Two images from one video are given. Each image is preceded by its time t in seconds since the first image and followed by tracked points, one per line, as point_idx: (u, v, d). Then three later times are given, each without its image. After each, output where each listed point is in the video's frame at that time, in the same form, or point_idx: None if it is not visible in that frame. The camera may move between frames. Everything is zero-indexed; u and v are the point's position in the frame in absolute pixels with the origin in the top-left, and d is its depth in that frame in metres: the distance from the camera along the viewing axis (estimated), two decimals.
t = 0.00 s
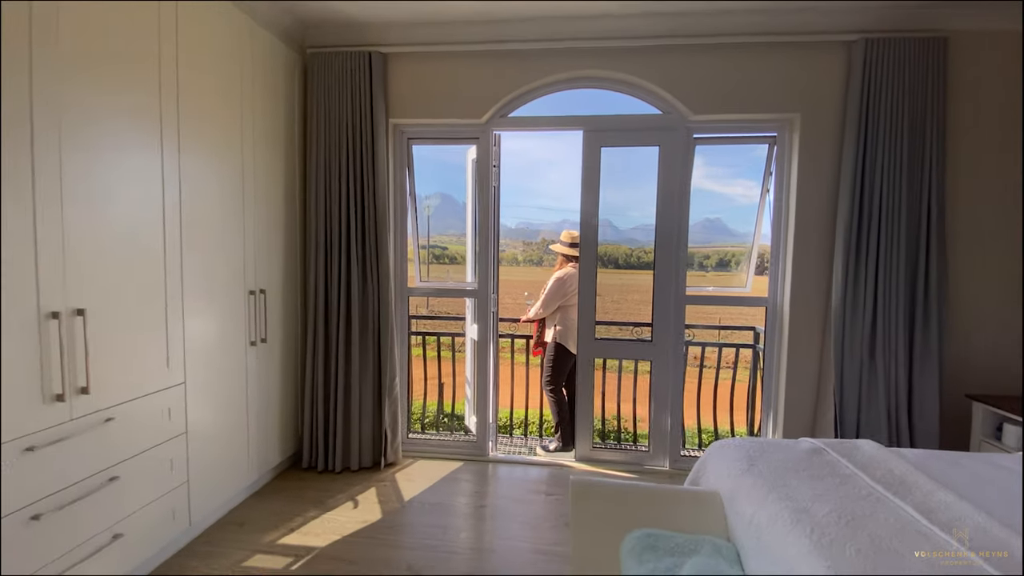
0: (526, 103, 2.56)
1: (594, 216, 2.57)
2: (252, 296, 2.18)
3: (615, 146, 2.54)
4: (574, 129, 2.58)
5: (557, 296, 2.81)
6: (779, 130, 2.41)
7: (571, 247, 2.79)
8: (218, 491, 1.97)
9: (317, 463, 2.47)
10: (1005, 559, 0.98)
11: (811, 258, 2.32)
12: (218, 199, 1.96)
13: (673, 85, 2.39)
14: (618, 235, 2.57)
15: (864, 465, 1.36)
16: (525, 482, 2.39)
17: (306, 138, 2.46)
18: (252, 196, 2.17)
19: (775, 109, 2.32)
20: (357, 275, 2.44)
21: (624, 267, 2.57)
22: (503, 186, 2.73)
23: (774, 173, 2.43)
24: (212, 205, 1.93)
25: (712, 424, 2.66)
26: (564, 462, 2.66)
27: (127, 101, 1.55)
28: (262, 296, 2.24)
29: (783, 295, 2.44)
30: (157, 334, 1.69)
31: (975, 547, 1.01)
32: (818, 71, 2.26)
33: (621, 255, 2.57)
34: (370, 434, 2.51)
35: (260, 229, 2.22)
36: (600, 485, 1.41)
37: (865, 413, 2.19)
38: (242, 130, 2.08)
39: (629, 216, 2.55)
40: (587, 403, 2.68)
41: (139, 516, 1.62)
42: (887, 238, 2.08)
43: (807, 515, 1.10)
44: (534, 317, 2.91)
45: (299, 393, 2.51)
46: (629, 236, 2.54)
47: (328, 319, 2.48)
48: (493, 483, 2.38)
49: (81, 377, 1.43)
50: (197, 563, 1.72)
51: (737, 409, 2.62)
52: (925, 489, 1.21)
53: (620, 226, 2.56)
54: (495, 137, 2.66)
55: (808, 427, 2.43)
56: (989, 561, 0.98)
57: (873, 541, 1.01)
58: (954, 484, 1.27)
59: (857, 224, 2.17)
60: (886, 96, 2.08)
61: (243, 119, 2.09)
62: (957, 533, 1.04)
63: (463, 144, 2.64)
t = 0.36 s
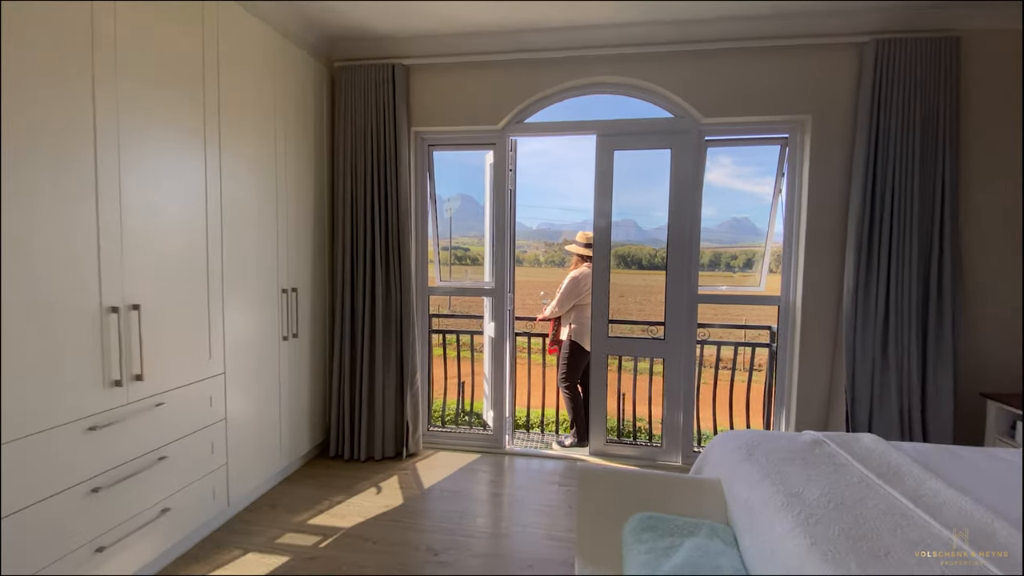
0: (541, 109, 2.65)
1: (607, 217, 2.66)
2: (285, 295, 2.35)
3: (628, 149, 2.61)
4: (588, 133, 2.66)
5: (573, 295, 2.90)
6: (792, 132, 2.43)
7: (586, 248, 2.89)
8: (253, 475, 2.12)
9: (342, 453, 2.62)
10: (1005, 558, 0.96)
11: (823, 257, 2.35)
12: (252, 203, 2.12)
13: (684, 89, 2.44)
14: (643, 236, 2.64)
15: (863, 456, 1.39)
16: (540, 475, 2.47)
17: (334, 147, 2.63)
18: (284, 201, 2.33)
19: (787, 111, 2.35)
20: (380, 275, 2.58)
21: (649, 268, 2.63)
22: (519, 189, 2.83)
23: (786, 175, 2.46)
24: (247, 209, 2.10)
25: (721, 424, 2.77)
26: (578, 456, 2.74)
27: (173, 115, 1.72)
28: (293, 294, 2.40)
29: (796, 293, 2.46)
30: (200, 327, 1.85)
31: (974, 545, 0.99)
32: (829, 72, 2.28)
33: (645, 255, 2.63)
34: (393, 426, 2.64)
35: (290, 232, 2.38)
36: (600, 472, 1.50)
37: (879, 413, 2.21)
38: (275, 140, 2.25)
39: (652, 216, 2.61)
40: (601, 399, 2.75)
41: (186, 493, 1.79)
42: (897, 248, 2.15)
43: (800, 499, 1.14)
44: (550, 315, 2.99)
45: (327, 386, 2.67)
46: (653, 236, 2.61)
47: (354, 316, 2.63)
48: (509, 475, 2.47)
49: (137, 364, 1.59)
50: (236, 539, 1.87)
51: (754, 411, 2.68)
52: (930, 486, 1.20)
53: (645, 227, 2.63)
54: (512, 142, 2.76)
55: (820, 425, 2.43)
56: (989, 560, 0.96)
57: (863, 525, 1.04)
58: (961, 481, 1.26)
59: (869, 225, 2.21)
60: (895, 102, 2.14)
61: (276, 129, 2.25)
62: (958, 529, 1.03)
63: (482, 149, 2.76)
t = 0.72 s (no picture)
0: (556, 114, 2.76)
1: (622, 218, 2.73)
2: (314, 294, 2.51)
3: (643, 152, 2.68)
4: (603, 137, 2.74)
5: (590, 294, 2.97)
6: (806, 133, 2.45)
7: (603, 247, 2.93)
8: (285, 460, 2.28)
9: (367, 443, 2.77)
10: (1005, 559, 0.95)
11: (837, 257, 2.37)
12: (285, 208, 2.29)
13: (696, 92, 2.51)
14: (672, 236, 2.66)
15: (863, 449, 1.42)
16: (555, 467, 2.56)
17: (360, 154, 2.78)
18: (314, 205, 2.50)
19: (798, 112, 2.39)
20: (403, 275, 2.72)
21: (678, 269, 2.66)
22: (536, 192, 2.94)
23: (801, 175, 2.47)
24: (281, 212, 2.26)
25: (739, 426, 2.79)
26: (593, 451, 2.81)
27: (216, 127, 1.89)
28: (322, 293, 2.57)
29: (811, 293, 2.48)
30: (238, 321, 2.01)
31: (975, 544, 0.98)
32: (841, 74, 2.31)
33: (675, 256, 2.66)
34: (414, 419, 2.77)
35: (319, 235, 2.54)
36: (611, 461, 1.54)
37: (895, 414, 2.21)
38: (306, 148, 2.42)
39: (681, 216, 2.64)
40: (615, 396, 2.82)
41: (224, 475, 1.94)
42: (915, 239, 2.10)
43: (793, 486, 1.19)
44: (567, 314, 3.07)
45: (353, 380, 2.83)
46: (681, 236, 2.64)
47: (378, 314, 2.77)
48: (526, 468, 2.57)
49: (184, 353, 1.76)
50: (270, 517, 2.02)
51: (773, 413, 2.70)
52: (932, 483, 1.20)
53: (674, 227, 2.66)
54: (529, 146, 2.86)
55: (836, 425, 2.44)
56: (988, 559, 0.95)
57: (851, 511, 1.08)
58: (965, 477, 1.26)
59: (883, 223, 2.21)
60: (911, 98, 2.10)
61: (307, 139, 2.41)
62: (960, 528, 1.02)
63: (500, 153, 2.86)
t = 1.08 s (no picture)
0: (572, 119, 2.82)
1: (637, 220, 2.78)
2: (341, 293, 2.65)
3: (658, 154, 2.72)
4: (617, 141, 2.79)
5: (606, 294, 3.03)
6: (823, 134, 2.45)
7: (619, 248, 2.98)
8: (314, 448, 2.44)
9: (390, 435, 2.91)
10: (1005, 559, 0.95)
11: (853, 257, 2.36)
12: (314, 212, 2.43)
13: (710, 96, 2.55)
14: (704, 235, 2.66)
15: (863, 446, 1.44)
16: (569, 462, 2.64)
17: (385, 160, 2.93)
18: (342, 209, 2.65)
19: (813, 114, 2.40)
20: (425, 275, 2.84)
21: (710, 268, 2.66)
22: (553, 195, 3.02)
23: (819, 175, 2.47)
24: (311, 216, 2.41)
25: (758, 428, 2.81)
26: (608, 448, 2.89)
27: (251, 139, 2.04)
28: (349, 292, 2.72)
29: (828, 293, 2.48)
30: (271, 318, 2.16)
31: (974, 545, 0.98)
32: (857, 75, 2.31)
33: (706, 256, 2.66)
34: (435, 413, 2.89)
35: (347, 237, 2.69)
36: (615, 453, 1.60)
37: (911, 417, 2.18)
38: (334, 155, 2.56)
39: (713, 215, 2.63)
40: (630, 395, 2.88)
41: (257, 460, 2.09)
42: (932, 241, 2.09)
43: (785, 479, 1.23)
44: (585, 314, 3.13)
45: (378, 375, 2.97)
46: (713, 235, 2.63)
47: (401, 312, 2.90)
48: (543, 462, 2.65)
49: (221, 347, 1.91)
50: (299, 501, 2.17)
51: (793, 414, 2.69)
52: (928, 480, 1.22)
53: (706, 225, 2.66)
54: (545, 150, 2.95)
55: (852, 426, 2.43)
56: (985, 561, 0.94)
57: (839, 502, 1.11)
58: (963, 475, 1.27)
59: (900, 223, 2.18)
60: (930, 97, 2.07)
61: (335, 146, 2.56)
62: (959, 530, 1.01)
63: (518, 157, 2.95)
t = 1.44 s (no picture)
0: (588, 122, 2.90)
1: (651, 220, 2.81)
2: (365, 291, 2.79)
3: (672, 155, 2.76)
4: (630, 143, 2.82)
5: (622, 294, 3.09)
6: (839, 133, 2.45)
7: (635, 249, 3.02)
8: (339, 437, 2.58)
9: (411, 428, 3.04)
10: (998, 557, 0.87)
11: (870, 258, 2.35)
12: (340, 215, 2.57)
13: (723, 98, 2.58)
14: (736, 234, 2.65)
15: (862, 442, 1.46)
16: (582, 458, 2.70)
17: (407, 165, 3.06)
18: (367, 212, 2.79)
19: (827, 114, 2.40)
20: (445, 275, 2.96)
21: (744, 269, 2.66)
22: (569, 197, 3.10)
23: (833, 175, 2.48)
24: (337, 218, 2.55)
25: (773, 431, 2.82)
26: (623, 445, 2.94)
27: (281, 147, 2.19)
28: (373, 291, 2.85)
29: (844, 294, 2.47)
30: (299, 315, 2.31)
31: (972, 544, 0.92)
32: (872, 74, 2.30)
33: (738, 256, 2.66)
34: (454, 408, 3.01)
35: (371, 238, 2.83)
36: (615, 449, 1.66)
37: (927, 421, 2.14)
38: (359, 161, 2.70)
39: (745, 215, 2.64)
40: (644, 393, 2.91)
41: (285, 446, 2.24)
42: (949, 245, 2.06)
43: (775, 473, 1.27)
44: (602, 313, 3.20)
45: (400, 371, 3.11)
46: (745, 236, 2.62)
47: (422, 310, 3.03)
48: (556, 458, 2.71)
49: (253, 340, 2.06)
50: (323, 487, 2.31)
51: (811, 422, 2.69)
52: (922, 477, 1.22)
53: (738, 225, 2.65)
54: (561, 153, 3.03)
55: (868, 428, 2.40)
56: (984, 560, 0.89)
57: (827, 495, 1.14)
58: (959, 471, 1.27)
59: (915, 223, 2.17)
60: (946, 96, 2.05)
61: (360, 152, 2.70)
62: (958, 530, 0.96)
63: (534, 160, 3.03)
